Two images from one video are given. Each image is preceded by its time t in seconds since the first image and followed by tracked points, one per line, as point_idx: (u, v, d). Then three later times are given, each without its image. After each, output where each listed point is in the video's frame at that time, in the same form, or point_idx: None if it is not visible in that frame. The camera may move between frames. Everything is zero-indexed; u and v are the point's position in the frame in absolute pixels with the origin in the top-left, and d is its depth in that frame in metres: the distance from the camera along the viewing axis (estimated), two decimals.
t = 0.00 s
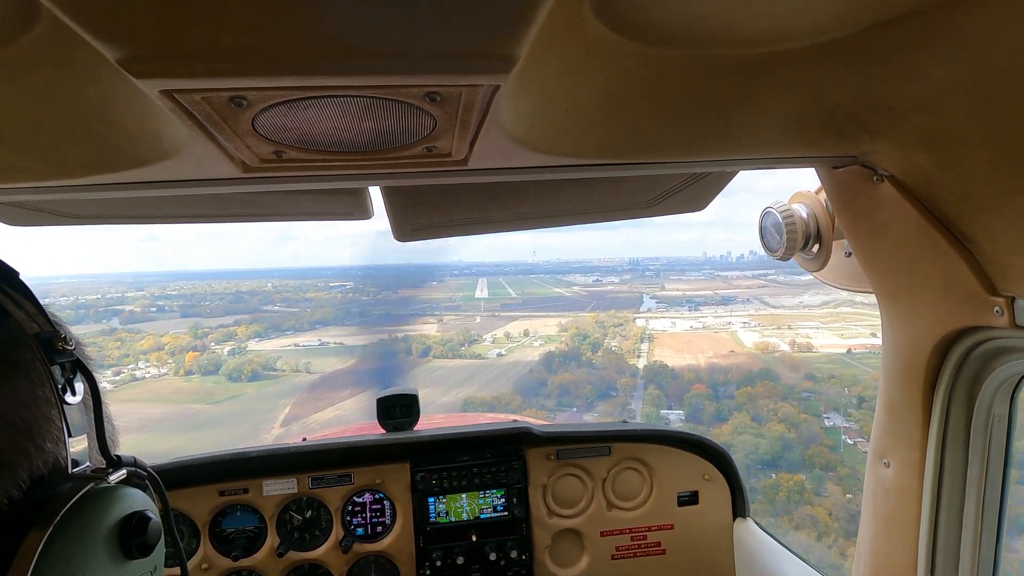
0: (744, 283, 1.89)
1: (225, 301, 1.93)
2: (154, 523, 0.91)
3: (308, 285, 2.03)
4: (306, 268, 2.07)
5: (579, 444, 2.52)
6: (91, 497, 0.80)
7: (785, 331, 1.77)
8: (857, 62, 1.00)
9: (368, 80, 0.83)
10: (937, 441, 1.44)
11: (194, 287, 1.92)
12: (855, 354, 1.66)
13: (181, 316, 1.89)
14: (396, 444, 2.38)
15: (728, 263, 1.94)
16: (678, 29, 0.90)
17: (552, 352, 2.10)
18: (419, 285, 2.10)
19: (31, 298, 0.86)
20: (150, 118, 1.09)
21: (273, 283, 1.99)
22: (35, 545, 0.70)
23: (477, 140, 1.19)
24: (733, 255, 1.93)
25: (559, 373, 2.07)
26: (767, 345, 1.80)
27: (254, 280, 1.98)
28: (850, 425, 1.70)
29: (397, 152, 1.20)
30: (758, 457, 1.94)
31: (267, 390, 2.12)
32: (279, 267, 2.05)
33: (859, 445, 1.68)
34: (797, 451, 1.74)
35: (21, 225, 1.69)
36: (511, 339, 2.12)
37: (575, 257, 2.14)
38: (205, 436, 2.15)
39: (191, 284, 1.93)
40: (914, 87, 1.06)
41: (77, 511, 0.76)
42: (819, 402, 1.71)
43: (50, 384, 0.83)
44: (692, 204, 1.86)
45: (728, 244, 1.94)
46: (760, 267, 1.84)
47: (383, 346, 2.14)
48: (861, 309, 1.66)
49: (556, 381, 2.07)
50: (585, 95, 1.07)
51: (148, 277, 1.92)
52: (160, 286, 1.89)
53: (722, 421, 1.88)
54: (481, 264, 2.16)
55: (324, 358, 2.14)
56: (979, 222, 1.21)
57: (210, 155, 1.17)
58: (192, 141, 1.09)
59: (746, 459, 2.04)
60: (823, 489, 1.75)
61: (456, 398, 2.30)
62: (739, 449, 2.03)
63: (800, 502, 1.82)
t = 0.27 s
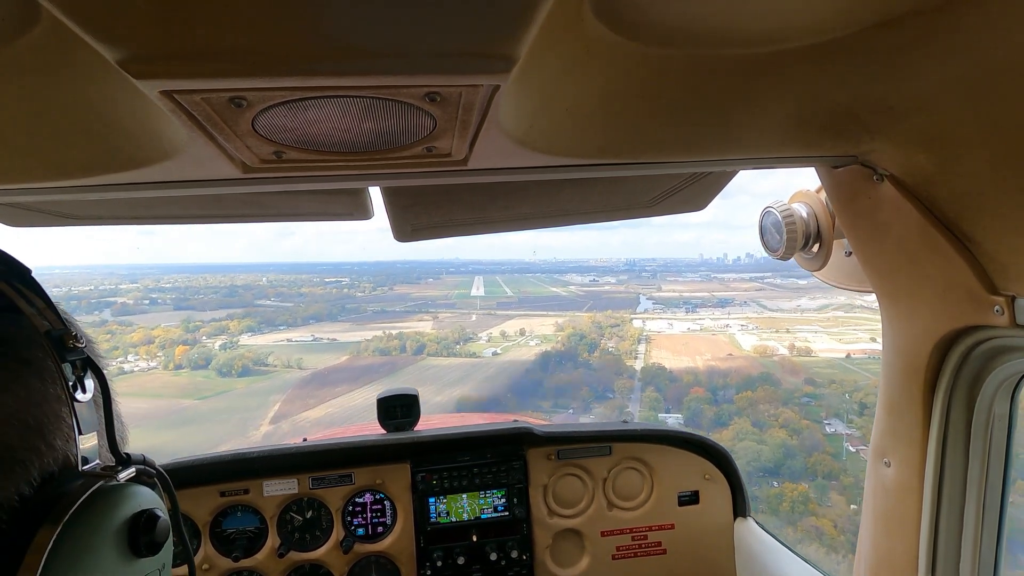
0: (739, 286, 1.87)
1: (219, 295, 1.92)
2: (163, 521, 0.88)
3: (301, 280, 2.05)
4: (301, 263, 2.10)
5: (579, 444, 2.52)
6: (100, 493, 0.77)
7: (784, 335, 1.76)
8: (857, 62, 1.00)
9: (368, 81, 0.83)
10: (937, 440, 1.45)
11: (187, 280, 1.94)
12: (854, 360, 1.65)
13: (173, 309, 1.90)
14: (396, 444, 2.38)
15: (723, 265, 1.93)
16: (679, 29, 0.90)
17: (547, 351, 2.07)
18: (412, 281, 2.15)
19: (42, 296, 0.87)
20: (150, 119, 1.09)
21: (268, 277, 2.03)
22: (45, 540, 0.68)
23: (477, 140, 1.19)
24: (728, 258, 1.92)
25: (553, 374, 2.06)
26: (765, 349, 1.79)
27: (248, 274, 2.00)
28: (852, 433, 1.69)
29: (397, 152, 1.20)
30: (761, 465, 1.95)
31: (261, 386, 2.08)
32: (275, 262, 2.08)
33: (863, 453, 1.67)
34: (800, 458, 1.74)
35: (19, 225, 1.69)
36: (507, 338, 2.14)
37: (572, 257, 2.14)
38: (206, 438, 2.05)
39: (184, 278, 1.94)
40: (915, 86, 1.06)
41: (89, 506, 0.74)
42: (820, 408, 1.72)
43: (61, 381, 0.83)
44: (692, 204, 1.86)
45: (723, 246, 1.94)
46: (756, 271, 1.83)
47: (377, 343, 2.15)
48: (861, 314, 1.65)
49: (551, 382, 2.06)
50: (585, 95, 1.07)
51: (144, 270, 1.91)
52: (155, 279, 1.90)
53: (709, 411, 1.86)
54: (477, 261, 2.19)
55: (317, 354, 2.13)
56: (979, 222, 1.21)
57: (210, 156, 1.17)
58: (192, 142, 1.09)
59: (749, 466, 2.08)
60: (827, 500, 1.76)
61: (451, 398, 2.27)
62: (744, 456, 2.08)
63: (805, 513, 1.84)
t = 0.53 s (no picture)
0: (739, 286, 1.87)
1: (215, 292, 1.89)
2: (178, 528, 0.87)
3: (298, 277, 2.03)
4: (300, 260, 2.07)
5: (579, 444, 2.52)
6: (119, 500, 0.77)
7: (785, 335, 1.75)
8: (857, 61, 1.00)
9: (367, 81, 0.83)
10: (938, 440, 1.45)
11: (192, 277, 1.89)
12: (856, 361, 1.66)
13: (168, 305, 1.89)
14: (396, 444, 2.38)
15: (722, 265, 1.90)
16: (679, 29, 0.90)
17: (546, 351, 2.07)
18: (410, 279, 2.11)
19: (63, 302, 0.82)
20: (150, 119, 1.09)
21: (265, 274, 2.00)
22: (60, 549, 0.68)
23: (477, 140, 1.19)
24: (726, 258, 1.90)
25: (553, 375, 2.06)
26: (766, 350, 1.79)
27: (245, 271, 1.97)
28: (858, 437, 1.69)
29: (397, 152, 1.20)
30: (768, 470, 1.96)
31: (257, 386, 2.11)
32: (269, 260, 2.05)
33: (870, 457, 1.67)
34: (807, 463, 1.76)
35: (19, 225, 1.69)
36: (504, 338, 2.14)
37: (571, 255, 2.14)
38: (203, 440, 2.08)
39: (180, 274, 1.90)
40: (915, 86, 1.06)
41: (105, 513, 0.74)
42: (824, 411, 1.72)
43: (81, 389, 0.80)
44: (692, 204, 1.86)
45: (721, 246, 1.93)
46: (754, 271, 1.83)
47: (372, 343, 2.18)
48: (864, 315, 1.65)
49: (550, 382, 2.06)
50: (585, 95, 1.07)
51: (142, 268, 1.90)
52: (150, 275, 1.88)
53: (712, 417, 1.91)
54: (475, 259, 2.17)
55: (313, 352, 2.14)
56: (979, 221, 1.21)
57: (210, 156, 1.17)
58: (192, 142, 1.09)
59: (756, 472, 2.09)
60: (835, 505, 1.78)
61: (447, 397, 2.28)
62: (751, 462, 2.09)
63: (814, 521, 1.85)
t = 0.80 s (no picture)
0: (739, 281, 1.88)
1: (213, 291, 1.94)
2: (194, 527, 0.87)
3: (296, 275, 2.05)
4: (298, 260, 2.09)
5: (579, 444, 2.52)
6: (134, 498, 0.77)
7: (788, 330, 1.74)
8: (857, 61, 1.00)
9: (367, 81, 0.83)
10: (938, 439, 1.45)
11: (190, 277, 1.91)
12: (862, 356, 1.64)
13: (167, 305, 1.88)
14: (396, 444, 2.38)
15: (722, 260, 1.94)
16: (679, 29, 0.89)
17: (547, 348, 2.06)
18: (408, 277, 2.14)
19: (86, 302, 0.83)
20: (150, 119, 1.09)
21: (263, 273, 2.01)
22: (81, 544, 0.68)
23: (477, 140, 1.19)
24: (725, 253, 1.93)
25: (556, 372, 2.04)
26: (769, 345, 1.79)
27: (244, 270, 2.00)
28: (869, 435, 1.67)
29: (397, 152, 1.20)
30: (780, 471, 1.86)
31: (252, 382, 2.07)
32: (271, 259, 2.08)
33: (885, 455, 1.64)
34: (819, 464, 1.72)
35: (18, 224, 1.68)
36: (504, 335, 2.13)
37: (568, 254, 2.16)
38: (200, 440, 2.06)
39: (179, 274, 1.93)
40: (915, 86, 1.06)
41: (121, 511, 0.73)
42: (833, 407, 1.69)
43: (101, 387, 0.79)
44: (692, 204, 1.86)
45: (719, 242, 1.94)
46: (755, 265, 1.84)
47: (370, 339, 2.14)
48: (865, 309, 1.65)
49: (553, 380, 2.05)
50: (585, 95, 1.07)
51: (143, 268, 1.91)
52: (146, 275, 1.87)
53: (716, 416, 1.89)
54: (475, 257, 2.19)
55: (309, 351, 2.11)
56: (979, 221, 1.21)
57: (210, 157, 1.16)
58: (191, 143, 1.09)
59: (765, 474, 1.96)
60: (850, 508, 1.73)
61: (447, 397, 2.28)
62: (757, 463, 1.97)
63: (831, 525, 1.79)
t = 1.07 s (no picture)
0: (742, 274, 1.86)
1: (212, 292, 1.92)
2: (184, 523, 0.87)
3: (298, 275, 2.04)
4: (299, 258, 2.08)
5: (579, 444, 2.52)
6: (123, 495, 0.77)
7: (793, 323, 1.74)
8: (858, 61, 1.00)
9: (367, 81, 0.83)
10: (938, 440, 1.45)
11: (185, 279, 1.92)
12: (871, 347, 1.63)
13: (166, 307, 1.90)
14: (396, 445, 2.38)
15: (721, 254, 1.90)
16: (679, 29, 0.89)
17: (548, 345, 2.08)
18: (410, 275, 2.13)
19: (75, 300, 0.84)
20: (149, 120, 1.08)
21: (264, 274, 1.99)
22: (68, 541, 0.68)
23: (477, 140, 1.19)
24: (726, 246, 1.89)
25: (560, 369, 2.07)
26: (776, 338, 1.77)
27: (245, 270, 1.99)
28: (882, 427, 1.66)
29: (397, 152, 1.20)
30: (795, 470, 1.78)
31: (253, 383, 2.08)
32: (271, 258, 2.05)
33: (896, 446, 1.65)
34: (834, 462, 1.70)
35: (18, 225, 1.68)
36: (506, 332, 2.14)
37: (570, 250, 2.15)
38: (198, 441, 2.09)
39: (178, 275, 1.94)
40: (915, 86, 1.06)
41: (111, 509, 0.74)
42: (844, 402, 1.68)
43: (90, 384, 0.81)
44: (692, 204, 1.87)
45: (719, 235, 1.91)
46: (756, 258, 1.80)
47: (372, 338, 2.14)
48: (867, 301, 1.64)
49: (557, 378, 2.07)
50: (585, 95, 1.07)
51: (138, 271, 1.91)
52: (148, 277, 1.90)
53: (723, 412, 1.91)
54: (474, 255, 2.17)
55: (306, 354, 2.12)
56: (980, 221, 1.21)
57: (210, 157, 1.16)
58: (191, 143, 1.09)
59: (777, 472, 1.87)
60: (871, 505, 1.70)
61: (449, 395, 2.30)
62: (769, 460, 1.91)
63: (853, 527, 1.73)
